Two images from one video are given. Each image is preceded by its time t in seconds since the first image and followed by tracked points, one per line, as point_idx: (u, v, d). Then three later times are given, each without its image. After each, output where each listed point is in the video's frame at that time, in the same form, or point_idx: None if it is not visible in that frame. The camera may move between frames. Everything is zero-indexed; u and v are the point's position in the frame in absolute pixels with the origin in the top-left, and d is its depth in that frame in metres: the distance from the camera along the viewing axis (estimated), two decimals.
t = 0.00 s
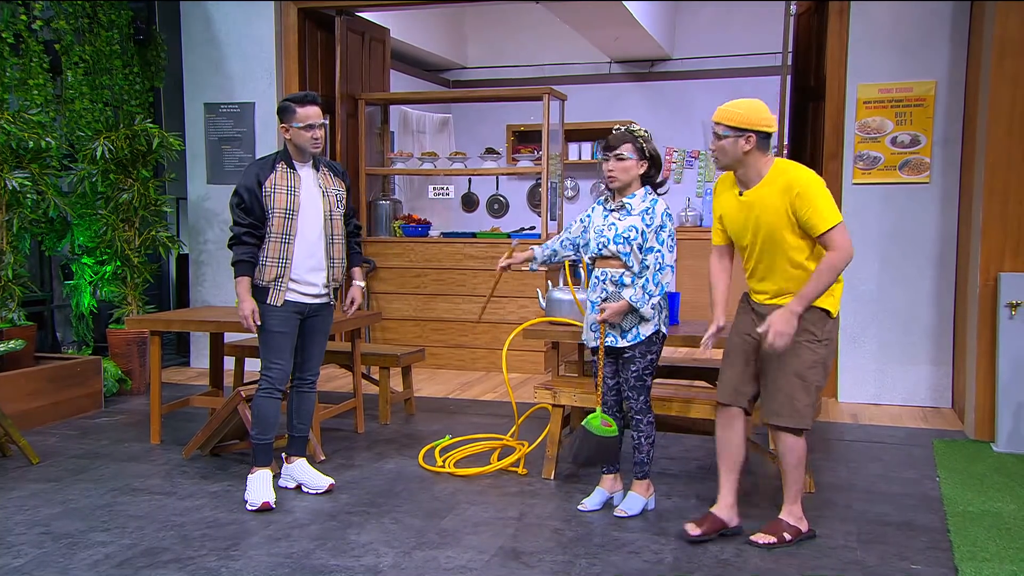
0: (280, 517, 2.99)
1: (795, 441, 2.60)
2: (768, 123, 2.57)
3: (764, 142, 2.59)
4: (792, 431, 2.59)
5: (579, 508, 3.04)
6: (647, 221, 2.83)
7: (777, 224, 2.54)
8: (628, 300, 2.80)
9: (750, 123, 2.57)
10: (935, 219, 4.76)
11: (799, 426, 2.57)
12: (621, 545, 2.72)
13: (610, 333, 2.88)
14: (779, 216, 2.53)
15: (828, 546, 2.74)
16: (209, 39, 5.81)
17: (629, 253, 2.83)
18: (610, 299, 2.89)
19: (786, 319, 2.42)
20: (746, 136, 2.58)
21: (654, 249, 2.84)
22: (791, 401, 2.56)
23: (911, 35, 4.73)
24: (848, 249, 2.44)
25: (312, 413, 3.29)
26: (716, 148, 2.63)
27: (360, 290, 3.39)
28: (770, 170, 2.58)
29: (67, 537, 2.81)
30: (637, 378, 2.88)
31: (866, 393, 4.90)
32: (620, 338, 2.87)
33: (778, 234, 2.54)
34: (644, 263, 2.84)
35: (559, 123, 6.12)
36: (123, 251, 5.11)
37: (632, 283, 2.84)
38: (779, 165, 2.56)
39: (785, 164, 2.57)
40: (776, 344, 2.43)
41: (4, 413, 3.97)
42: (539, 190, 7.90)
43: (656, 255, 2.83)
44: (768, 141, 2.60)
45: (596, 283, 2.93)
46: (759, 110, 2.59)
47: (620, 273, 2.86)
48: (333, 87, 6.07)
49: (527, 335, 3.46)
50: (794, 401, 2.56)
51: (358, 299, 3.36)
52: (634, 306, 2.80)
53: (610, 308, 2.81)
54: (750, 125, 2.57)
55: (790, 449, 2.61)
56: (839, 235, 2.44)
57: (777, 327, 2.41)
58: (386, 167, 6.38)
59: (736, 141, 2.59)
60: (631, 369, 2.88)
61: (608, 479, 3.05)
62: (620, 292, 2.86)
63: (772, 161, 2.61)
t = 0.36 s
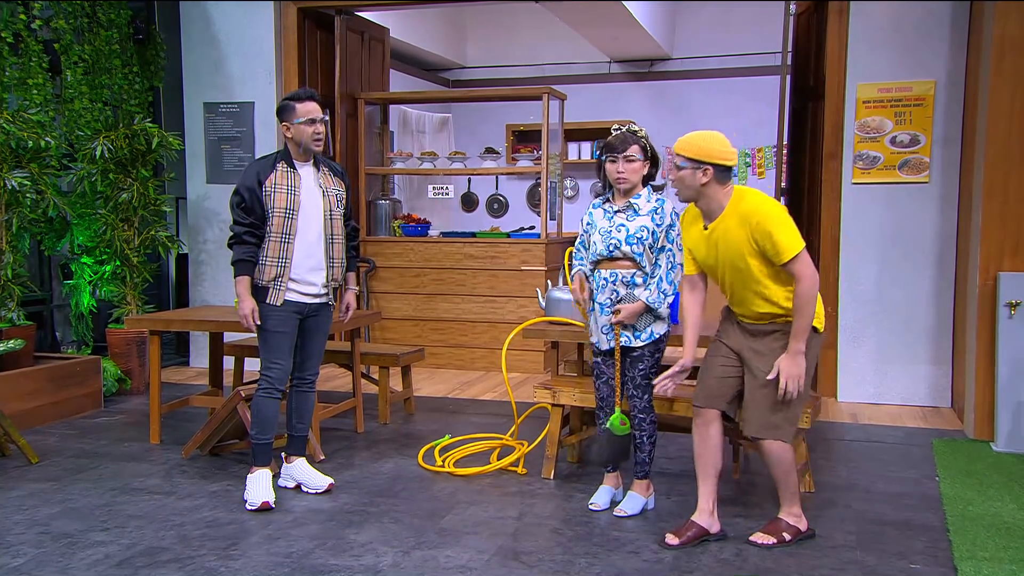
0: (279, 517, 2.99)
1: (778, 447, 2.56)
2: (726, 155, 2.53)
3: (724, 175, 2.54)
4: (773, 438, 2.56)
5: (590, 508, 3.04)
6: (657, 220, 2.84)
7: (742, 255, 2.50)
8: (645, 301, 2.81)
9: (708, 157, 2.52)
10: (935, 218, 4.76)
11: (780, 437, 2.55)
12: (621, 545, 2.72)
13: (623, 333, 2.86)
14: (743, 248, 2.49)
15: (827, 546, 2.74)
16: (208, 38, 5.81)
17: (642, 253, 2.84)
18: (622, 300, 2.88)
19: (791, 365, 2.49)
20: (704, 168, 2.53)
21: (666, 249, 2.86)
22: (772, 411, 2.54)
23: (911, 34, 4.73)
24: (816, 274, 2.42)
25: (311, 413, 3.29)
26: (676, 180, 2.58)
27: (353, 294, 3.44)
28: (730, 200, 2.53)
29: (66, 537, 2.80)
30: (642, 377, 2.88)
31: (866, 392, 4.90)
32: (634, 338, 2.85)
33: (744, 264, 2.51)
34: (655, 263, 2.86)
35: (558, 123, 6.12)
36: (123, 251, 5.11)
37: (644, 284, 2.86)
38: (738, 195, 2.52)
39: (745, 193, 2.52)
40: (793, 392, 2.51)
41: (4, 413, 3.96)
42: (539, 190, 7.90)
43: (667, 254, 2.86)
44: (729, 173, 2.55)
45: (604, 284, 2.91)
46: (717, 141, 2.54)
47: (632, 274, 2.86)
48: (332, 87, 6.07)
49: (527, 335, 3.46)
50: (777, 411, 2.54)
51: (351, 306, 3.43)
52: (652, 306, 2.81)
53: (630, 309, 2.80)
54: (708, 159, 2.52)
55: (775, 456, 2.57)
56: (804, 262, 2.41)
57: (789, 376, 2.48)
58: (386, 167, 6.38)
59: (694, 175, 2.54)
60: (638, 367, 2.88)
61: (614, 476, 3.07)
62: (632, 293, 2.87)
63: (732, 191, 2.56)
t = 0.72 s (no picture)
0: (279, 517, 2.99)
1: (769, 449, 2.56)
2: (702, 160, 2.50)
3: (700, 180, 2.52)
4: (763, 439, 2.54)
5: (590, 508, 3.04)
6: (654, 221, 2.88)
7: (720, 261, 2.52)
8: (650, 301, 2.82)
9: (686, 162, 2.49)
10: (935, 218, 4.76)
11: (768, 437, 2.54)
12: (621, 545, 2.72)
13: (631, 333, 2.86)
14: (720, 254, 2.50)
15: (827, 546, 2.74)
16: (208, 38, 5.81)
17: (641, 255, 2.86)
18: (624, 301, 2.88)
19: (749, 370, 2.40)
20: (679, 174, 2.50)
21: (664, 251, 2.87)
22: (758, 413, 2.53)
23: (911, 33, 4.73)
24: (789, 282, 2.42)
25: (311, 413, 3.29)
26: (652, 184, 2.56)
27: (354, 294, 3.44)
28: (707, 206, 2.53)
29: (66, 537, 2.80)
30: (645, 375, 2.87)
31: (866, 392, 4.90)
32: (640, 336, 2.85)
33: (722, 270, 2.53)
34: (655, 263, 2.87)
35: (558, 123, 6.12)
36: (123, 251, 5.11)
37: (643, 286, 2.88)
38: (715, 202, 2.52)
39: (722, 200, 2.52)
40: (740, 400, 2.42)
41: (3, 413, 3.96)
42: (539, 190, 7.90)
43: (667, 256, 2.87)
44: (704, 178, 2.53)
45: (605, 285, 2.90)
46: (692, 145, 2.52)
47: (631, 275, 2.88)
48: (333, 86, 6.07)
49: (526, 335, 3.47)
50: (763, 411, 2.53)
51: (352, 305, 3.42)
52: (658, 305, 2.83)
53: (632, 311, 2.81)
54: (686, 164, 2.49)
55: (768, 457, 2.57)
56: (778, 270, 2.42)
57: (742, 382, 2.39)
58: (386, 167, 6.38)
59: (669, 180, 2.52)
60: (640, 365, 2.87)
61: (613, 477, 3.07)
62: (634, 293, 2.87)
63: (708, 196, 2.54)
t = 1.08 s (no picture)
0: (280, 517, 2.99)
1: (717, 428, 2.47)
2: (671, 132, 2.45)
3: (670, 153, 2.47)
4: (711, 417, 2.46)
5: (590, 508, 3.04)
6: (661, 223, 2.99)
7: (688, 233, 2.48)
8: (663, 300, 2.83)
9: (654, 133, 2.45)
10: (935, 217, 4.76)
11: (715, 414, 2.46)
12: (621, 545, 2.71)
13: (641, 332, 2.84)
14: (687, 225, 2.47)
15: (827, 546, 2.74)
16: (208, 38, 5.81)
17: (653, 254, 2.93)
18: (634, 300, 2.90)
19: (691, 322, 2.43)
20: (647, 147, 2.47)
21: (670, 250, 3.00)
22: (705, 388, 2.47)
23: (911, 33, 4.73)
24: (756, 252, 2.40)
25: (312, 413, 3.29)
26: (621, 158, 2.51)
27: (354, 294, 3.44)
28: (676, 178, 2.49)
29: (66, 537, 2.80)
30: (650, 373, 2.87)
31: (866, 392, 4.89)
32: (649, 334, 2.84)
33: (688, 244, 2.49)
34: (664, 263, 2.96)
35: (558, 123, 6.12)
36: (123, 251, 5.10)
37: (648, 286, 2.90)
38: (683, 172, 2.49)
39: (689, 172, 2.48)
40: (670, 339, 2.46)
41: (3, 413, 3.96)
42: (539, 190, 7.90)
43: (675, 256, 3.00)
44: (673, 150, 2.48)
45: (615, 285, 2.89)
46: (661, 119, 2.47)
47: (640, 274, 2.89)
48: (333, 87, 6.07)
49: (526, 335, 3.47)
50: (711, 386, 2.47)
51: (352, 306, 3.42)
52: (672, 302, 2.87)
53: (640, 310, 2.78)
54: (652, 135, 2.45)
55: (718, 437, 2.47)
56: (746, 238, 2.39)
57: (680, 328, 2.42)
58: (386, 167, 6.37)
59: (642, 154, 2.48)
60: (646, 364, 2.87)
61: (613, 477, 3.08)
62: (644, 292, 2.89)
63: (677, 169, 2.51)
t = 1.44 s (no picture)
0: (280, 517, 2.99)
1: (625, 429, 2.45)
2: (641, 116, 2.48)
3: (640, 137, 2.51)
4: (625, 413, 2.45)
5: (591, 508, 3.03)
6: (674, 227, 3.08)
7: (655, 222, 2.47)
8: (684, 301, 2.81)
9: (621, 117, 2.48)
10: (936, 217, 4.75)
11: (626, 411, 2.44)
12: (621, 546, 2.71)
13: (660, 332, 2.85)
14: (655, 214, 2.46)
15: (827, 546, 2.74)
16: (209, 38, 5.81)
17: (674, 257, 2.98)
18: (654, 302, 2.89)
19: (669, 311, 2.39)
20: (617, 132, 2.50)
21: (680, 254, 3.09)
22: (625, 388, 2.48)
23: (912, 34, 4.73)
24: (726, 241, 2.39)
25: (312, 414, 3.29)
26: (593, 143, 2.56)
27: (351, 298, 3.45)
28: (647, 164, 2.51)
29: (66, 537, 2.80)
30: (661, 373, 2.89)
31: (866, 392, 4.89)
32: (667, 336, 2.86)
33: (654, 233, 2.48)
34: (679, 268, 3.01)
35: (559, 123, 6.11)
36: (123, 251, 5.10)
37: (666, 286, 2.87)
38: (653, 160, 2.50)
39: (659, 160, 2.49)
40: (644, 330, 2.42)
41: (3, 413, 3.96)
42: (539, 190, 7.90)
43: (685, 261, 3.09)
44: (643, 135, 2.52)
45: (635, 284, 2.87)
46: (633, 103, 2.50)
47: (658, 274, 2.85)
48: (333, 87, 6.06)
49: (526, 335, 3.47)
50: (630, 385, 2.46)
51: (348, 309, 3.43)
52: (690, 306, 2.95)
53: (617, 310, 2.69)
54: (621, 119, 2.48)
55: (623, 439, 2.45)
56: (714, 225, 2.39)
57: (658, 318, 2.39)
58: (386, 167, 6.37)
59: (611, 139, 2.52)
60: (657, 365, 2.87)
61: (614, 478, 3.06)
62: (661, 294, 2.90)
63: (647, 154, 2.54)
